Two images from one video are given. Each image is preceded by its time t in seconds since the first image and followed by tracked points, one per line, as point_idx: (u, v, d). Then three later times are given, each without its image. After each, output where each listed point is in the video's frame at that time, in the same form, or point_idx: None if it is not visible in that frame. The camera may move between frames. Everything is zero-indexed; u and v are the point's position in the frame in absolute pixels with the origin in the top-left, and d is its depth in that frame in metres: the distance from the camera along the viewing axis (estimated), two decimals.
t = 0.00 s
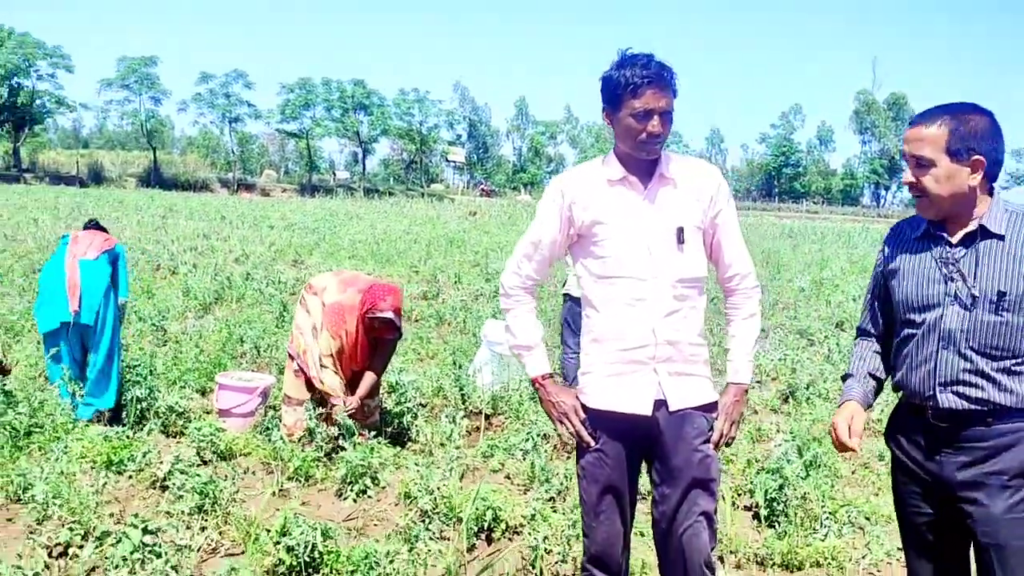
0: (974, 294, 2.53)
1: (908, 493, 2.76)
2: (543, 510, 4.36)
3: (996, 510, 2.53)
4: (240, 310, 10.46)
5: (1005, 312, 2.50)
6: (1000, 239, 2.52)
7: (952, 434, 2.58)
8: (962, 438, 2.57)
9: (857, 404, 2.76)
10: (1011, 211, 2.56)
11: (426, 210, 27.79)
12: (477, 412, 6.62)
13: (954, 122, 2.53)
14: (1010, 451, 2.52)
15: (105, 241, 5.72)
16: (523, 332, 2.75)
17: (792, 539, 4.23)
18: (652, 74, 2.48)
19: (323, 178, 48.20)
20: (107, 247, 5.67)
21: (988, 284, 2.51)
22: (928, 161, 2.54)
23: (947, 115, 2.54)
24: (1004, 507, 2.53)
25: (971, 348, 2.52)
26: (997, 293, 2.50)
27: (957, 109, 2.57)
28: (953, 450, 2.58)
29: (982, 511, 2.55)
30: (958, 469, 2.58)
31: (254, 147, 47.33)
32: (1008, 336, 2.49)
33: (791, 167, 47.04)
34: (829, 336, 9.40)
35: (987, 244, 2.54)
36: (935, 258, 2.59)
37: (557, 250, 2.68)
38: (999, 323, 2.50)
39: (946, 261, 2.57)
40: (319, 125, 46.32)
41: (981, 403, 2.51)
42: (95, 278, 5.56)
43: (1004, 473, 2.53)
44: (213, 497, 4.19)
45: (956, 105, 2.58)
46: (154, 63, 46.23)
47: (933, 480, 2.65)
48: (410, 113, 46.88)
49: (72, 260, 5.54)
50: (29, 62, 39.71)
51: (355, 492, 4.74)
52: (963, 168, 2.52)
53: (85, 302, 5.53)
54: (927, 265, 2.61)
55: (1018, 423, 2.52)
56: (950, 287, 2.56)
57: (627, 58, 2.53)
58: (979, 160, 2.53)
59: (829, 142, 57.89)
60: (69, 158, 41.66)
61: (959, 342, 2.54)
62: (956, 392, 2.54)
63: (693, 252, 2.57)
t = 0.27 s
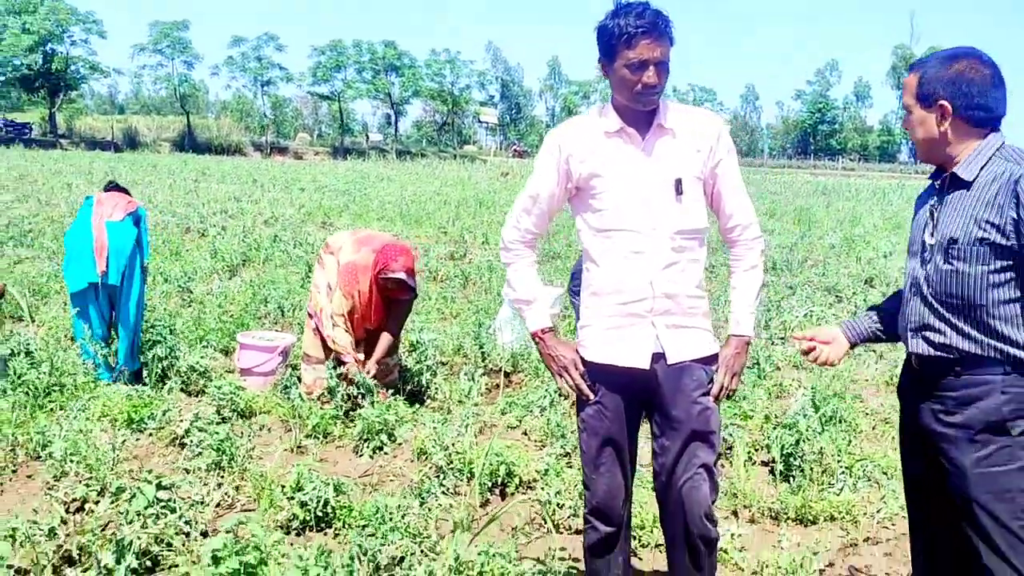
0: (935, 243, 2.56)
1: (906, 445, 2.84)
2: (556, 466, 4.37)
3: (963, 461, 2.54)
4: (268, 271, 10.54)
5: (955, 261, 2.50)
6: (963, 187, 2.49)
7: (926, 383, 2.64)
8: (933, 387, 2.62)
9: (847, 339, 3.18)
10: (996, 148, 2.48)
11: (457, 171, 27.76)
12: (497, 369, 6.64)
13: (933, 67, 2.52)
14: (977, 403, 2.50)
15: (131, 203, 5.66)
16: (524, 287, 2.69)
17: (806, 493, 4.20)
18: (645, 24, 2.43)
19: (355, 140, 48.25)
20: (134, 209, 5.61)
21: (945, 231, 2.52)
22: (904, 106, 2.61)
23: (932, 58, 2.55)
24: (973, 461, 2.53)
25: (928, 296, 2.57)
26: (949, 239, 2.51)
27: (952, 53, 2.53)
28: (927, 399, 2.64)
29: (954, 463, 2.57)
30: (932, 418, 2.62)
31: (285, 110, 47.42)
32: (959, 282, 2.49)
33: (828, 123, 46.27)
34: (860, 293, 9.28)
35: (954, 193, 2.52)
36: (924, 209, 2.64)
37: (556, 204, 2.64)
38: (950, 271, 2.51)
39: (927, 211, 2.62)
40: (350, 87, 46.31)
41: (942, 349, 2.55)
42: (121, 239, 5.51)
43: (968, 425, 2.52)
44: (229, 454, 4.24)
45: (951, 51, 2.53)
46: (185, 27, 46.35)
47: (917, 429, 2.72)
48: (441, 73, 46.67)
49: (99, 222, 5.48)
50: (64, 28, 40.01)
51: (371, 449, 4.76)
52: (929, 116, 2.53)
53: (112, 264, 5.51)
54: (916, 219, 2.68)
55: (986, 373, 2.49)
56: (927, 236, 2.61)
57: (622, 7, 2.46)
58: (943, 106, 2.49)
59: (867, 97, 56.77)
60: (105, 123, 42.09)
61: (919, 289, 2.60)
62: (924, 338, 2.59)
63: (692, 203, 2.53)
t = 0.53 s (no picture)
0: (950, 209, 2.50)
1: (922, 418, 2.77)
2: (571, 443, 4.32)
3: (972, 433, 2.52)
4: (291, 250, 10.54)
5: (964, 227, 2.44)
6: (977, 152, 2.43)
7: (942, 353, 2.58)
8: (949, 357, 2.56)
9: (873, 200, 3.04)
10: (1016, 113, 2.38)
11: (484, 151, 27.68)
12: (516, 347, 6.59)
13: (959, 26, 2.41)
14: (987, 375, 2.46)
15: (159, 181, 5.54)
16: (531, 259, 2.65)
17: (825, 471, 4.12)
18: None
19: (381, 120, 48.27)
20: (158, 185, 5.50)
21: (959, 197, 2.46)
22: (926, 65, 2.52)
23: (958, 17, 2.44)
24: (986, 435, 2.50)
25: (941, 262, 2.52)
26: (961, 206, 2.44)
27: (979, 13, 2.41)
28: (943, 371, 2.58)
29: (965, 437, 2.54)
30: (947, 390, 2.57)
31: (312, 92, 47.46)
32: (969, 250, 2.42)
33: (860, 102, 45.63)
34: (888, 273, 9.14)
35: (968, 158, 2.46)
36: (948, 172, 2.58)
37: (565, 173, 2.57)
38: (960, 237, 2.45)
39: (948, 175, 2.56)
40: (377, 68, 46.29)
41: (953, 316, 2.49)
42: (144, 215, 5.42)
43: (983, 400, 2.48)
44: (243, 431, 4.24)
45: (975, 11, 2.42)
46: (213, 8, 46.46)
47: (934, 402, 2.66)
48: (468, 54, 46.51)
49: (123, 196, 5.38)
50: (93, 10, 40.24)
51: (386, 426, 4.73)
52: (952, 78, 2.43)
53: (133, 240, 5.42)
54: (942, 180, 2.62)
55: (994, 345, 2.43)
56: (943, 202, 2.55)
57: None
58: (965, 66, 2.39)
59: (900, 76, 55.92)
60: (134, 105, 42.39)
61: (934, 256, 2.55)
62: (935, 305, 2.55)
63: (702, 171, 2.46)
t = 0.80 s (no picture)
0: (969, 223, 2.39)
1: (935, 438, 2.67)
2: (581, 455, 4.24)
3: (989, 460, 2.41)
4: (312, 253, 10.55)
5: (986, 244, 2.32)
6: (1001, 165, 2.31)
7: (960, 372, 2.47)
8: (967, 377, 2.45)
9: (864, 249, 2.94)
10: None
11: (512, 157, 27.68)
12: (531, 355, 6.52)
13: (984, 32, 2.33)
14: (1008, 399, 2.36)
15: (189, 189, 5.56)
16: (534, 267, 2.58)
17: (840, 490, 4.01)
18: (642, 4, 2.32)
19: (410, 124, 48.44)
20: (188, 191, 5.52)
21: (978, 212, 2.35)
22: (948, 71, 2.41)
23: (983, 23, 2.35)
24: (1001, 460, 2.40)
25: (961, 280, 2.40)
26: (982, 221, 2.33)
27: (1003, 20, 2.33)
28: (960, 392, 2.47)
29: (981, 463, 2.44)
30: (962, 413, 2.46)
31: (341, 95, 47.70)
32: (989, 266, 2.31)
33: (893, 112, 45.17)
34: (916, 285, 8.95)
35: (990, 171, 2.35)
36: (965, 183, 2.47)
37: (569, 180, 2.51)
38: (981, 254, 2.34)
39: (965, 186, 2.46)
40: (407, 72, 46.49)
41: (972, 336, 2.38)
42: (171, 217, 5.40)
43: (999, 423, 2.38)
44: (249, 436, 4.20)
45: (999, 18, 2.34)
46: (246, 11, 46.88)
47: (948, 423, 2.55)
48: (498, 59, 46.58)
49: (152, 196, 5.38)
50: (128, 12, 40.72)
51: (394, 435, 4.66)
52: (977, 83, 2.33)
53: (156, 238, 5.37)
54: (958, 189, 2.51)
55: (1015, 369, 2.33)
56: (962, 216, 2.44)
57: None
58: (993, 71, 2.30)
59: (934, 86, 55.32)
60: (166, 106, 42.83)
61: (953, 273, 2.44)
62: (954, 324, 2.44)
63: (706, 181, 2.40)
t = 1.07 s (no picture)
0: (991, 254, 2.31)
1: (937, 472, 2.59)
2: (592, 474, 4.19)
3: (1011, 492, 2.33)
4: (337, 262, 10.58)
5: (1019, 273, 2.26)
6: None
7: (972, 405, 2.38)
8: (980, 410, 2.36)
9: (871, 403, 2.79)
10: None
11: (543, 167, 27.63)
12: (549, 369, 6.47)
13: (1003, 61, 2.29)
14: None
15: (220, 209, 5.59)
16: (541, 288, 2.61)
17: (855, 514, 3.93)
18: (636, 33, 2.34)
19: (442, 132, 48.60)
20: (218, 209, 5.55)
21: (1005, 242, 2.28)
22: (973, 106, 2.30)
23: (994, 53, 2.31)
24: None
25: (984, 313, 2.32)
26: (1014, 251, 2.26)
27: (1006, 46, 2.32)
28: (973, 425, 2.38)
29: (1000, 495, 2.36)
30: (976, 446, 2.38)
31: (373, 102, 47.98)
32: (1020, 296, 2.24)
33: (931, 124, 44.61)
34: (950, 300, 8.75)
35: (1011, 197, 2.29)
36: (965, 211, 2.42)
37: (574, 202, 2.55)
38: (1011, 284, 2.26)
39: (970, 215, 2.39)
40: (440, 80, 46.69)
41: (997, 371, 2.30)
42: (199, 228, 5.42)
43: None
44: (261, 449, 4.19)
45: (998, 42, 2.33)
46: (280, 19, 47.34)
47: (955, 457, 2.47)
48: (530, 68, 46.63)
49: (182, 207, 5.42)
50: (164, 18, 41.22)
51: (406, 449, 4.60)
52: (1010, 114, 2.27)
53: (182, 247, 5.37)
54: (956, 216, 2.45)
55: None
56: (973, 246, 2.37)
57: (616, 9, 2.39)
58: None
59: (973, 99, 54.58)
60: (201, 111, 43.32)
61: (973, 306, 2.35)
62: (971, 359, 2.35)
63: (708, 205, 2.41)
